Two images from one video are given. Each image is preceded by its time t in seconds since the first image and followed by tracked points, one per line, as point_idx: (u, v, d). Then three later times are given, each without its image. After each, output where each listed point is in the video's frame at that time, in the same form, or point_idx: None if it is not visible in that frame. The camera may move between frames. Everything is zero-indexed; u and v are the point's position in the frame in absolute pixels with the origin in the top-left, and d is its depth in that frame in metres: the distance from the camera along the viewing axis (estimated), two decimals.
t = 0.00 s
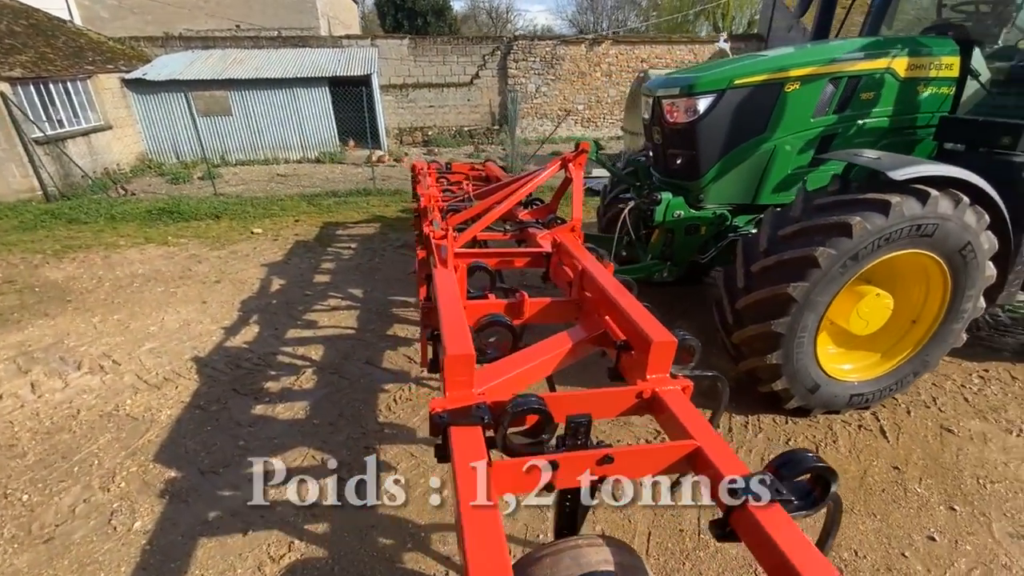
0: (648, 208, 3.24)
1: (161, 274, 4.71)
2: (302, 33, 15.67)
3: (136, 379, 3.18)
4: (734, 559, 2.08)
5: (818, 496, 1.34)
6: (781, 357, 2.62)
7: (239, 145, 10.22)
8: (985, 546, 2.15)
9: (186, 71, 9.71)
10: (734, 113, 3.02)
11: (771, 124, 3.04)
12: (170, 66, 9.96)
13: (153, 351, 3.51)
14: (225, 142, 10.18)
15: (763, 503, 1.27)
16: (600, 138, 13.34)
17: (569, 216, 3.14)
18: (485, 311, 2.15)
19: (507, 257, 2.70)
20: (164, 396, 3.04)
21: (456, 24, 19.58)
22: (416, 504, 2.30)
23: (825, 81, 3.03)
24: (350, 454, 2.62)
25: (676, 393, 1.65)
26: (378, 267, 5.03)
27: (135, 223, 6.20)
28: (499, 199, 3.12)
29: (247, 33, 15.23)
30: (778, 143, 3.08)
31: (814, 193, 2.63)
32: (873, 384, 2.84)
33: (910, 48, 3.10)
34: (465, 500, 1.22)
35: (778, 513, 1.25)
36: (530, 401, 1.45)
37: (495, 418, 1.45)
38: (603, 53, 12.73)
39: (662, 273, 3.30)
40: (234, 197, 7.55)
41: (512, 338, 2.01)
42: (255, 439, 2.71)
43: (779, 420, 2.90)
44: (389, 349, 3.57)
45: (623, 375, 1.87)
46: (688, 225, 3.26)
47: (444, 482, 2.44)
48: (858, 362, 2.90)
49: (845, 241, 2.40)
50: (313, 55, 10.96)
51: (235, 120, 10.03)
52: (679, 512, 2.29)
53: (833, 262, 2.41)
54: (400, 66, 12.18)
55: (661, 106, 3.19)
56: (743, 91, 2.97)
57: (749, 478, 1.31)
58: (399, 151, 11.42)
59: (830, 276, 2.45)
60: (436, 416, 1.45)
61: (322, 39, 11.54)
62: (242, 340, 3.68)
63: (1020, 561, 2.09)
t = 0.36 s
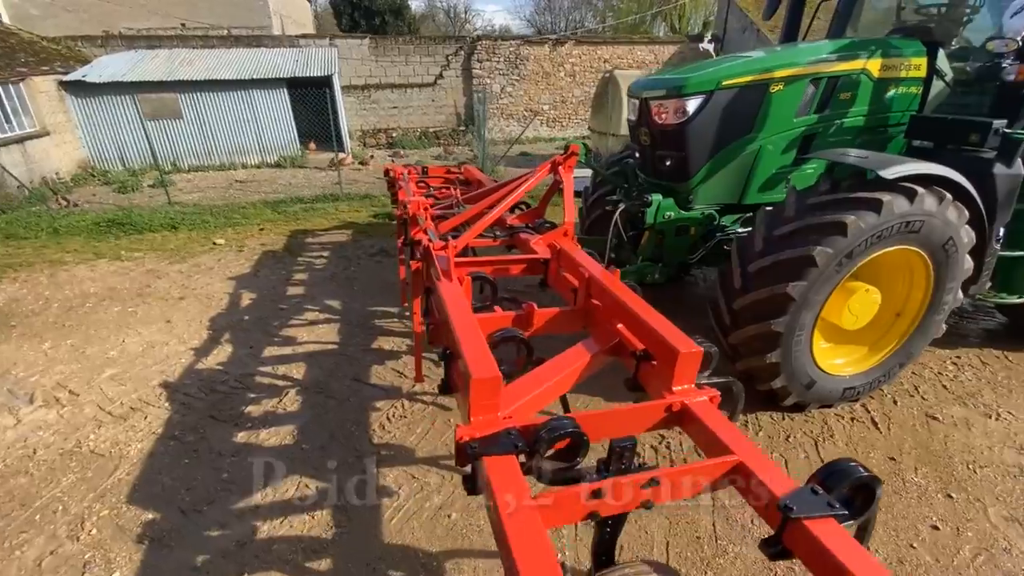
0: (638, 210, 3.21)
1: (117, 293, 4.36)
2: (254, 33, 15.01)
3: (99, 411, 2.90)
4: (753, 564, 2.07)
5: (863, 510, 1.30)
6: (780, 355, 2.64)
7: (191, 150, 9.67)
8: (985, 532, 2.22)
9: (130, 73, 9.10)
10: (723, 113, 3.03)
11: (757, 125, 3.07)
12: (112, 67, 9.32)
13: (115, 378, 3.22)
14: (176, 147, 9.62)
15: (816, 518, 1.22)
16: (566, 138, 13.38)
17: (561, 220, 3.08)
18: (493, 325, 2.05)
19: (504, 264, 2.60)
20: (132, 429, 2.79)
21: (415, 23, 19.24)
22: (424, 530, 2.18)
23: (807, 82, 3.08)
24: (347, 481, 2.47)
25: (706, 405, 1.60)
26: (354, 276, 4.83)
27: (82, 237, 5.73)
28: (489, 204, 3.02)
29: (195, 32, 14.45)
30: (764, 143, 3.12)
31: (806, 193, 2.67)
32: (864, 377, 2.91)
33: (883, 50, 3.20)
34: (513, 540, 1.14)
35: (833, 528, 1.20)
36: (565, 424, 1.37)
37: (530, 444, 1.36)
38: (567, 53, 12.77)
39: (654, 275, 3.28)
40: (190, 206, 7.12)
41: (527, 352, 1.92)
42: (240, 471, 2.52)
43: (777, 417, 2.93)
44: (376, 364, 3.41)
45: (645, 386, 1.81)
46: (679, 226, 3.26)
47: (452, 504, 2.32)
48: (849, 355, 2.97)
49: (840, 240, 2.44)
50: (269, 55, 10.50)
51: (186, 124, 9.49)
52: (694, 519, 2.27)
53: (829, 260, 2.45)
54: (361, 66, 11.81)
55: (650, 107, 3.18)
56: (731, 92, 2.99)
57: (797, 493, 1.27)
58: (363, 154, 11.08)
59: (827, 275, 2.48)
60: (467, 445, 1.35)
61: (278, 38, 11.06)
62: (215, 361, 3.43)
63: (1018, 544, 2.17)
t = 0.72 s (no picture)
0: (625, 210, 3.21)
1: (59, 319, 3.95)
2: (189, 32, 14.11)
3: (54, 456, 2.61)
4: (773, 557, 2.09)
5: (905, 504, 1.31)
6: (774, 348, 2.69)
7: (129, 159, 8.98)
8: (975, 505, 2.35)
9: (54, 76, 8.35)
10: (706, 111, 3.07)
11: (738, 122, 3.13)
12: (32, 70, 8.52)
13: (68, 417, 2.90)
14: (111, 156, 8.90)
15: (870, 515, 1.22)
16: (524, 138, 13.38)
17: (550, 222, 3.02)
18: (505, 336, 1.97)
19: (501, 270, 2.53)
20: (95, 472, 2.51)
21: (362, 23, 18.72)
22: (439, 557, 2.08)
23: (781, 79, 3.17)
24: (348, 509, 2.31)
25: (736, 406, 1.60)
26: (325, 287, 4.59)
27: (10, 258, 5.17)
28: (477, 210, 2.93)
29: (123, 32, 13.44)
30: (744, 140, 3.18)
31: (792, 188, 2.74)
32: (847, 363, 3.04)
33: (847, 49, 3.34)
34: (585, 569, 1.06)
35: (890, 525, 1.19)
36: (612, 440, 1.31)
37: (579, 464, 1.29)
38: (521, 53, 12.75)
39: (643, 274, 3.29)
40: (132, 219, 6.58)
41: (546, 362, 1.86)
42: (227, 509, 2.31)
43: (769, 408, 3.01)
44: (361, 381, 3.24)
45: (667, 390, 1.79)
46: (664, 224, 3.28)
47: (464, 525, 2.22)
48: (833, 343, 3.09)
49: (830, 233, 2.50)
50: (210, 55, 9.89)
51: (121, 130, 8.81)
52: (710, 517, 2.26)
53: (819, 254, 2.51)
54: (310, 67, 11.31)
55: (634, 107, 3.18)
56: (713, 90, 3.04)
57: (845, 491, 1.26)
58: (318, 159, 10.63)
59: (818, 268, 2.55)
60: (513, 472, 1.27)
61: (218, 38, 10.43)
62: (182, 389, 3.15)
63: (1006, 514, 2.30)
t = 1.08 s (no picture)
0: (586, 209, 3.18)
1: None
2: (70, 30, 12.55)
3: None
4: (769, 542, 2.13)
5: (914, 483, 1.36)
6: (742, 335, 2.77)
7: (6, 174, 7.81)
8: (929, 465, 2.55)
9: None
10: (660, 107, 3.10)
11: (689, 117, 3.19)
12: None
13: None
14: None
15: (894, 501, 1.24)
16: (457, 136, 13.13)
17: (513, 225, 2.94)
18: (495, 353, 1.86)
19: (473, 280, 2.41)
20: (11, 553, 2.15)
21: (273, 19, 17.56)
22: None
23: (726, 75, 3.28)
24: (326, 556, 2.11)
25: (742, 404, 1.59)
26: (264, 308, 4.21)
27: None
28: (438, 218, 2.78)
29: None
30: (695, 135, 3.25)
31: (747, 180, 2.82)
32: (802, 342, 3.20)
33: (779, 45, 3.52)
34: None
35: (915, 510, 1.22)
36: (642, 459, 1.24)
37: (611, 488, 1.22)
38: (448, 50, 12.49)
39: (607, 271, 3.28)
40: (20, 245, 5.72)
41: (543, 376, 1.77)
42: None
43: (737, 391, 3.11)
44: (322, 408, 2.98)
45: (668, 392, 1.76)
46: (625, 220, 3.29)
47: (460, 554, 2.09)
48: (789, 324, 3.24)
49: (788, 222, 2.61)
50: (100, 56, 8.84)
51: None
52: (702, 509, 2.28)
53: (779, 242, 2.62)
54: (219, 67, 10.40)
55: (589, 103, 3.19)
56: (666, 86, 3.08)
57: (868, 482, 1.28)
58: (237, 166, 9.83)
59: (778, 256, 2.65)
60: (545, 506, 1.16)
61: (107, 36, 9.34)
62: (109, 440, 2.76)
63: (955, 471, 2.52)
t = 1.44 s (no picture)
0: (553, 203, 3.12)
1: None
2: None
3: None
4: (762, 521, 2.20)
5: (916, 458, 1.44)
6: (714, 320, 2.85)
7: None
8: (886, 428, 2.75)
9: None
10: (620, 98, 3.10)
11: (649, 107, 3.20)
12: None
13: None
14: None
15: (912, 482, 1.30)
16: (390, 128, 12.60)
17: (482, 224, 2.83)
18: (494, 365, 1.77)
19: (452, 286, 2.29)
20: None
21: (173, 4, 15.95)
22: None
23: (679, 64, 3.32)
24: None
25: (749, 396, 1.61)
26: (203, 327, 3.81)
27: None
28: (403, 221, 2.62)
29: None
30: (655, 124, 3.27)
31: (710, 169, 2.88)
32: (764, 320, 3.35)
33: (724, 34, 3.61)
34: None
35: (932, 488, 1.29)
36: (681, 472, 1.21)
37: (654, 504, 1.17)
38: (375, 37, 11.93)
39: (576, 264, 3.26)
40: None
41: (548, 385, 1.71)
42: None
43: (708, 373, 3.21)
44: (287, 434, 2.74)
45: (672, 390, 1.75)
46: (591, 212, 3.26)
47: None
48: (750, 304, 3.38)
49: (752, 208, 2.69)
50: None
51: None
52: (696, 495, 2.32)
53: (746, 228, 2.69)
54: (115, 58, 9.28)
55: (550, 94, 3.13)
56: (625, 76, 3.07)
57: (886, 466, 1.33)
58: (146, 168, 8.86)
59: (745, 242, 2.73)
60: (593, 535, 1.11)
61: None
62: (35, 499, 2.39)
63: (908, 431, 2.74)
